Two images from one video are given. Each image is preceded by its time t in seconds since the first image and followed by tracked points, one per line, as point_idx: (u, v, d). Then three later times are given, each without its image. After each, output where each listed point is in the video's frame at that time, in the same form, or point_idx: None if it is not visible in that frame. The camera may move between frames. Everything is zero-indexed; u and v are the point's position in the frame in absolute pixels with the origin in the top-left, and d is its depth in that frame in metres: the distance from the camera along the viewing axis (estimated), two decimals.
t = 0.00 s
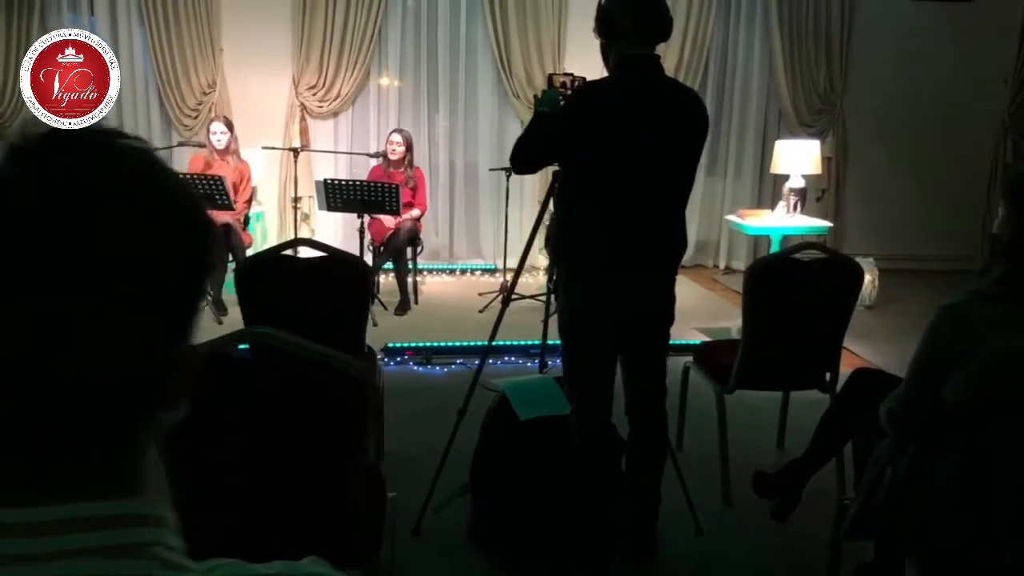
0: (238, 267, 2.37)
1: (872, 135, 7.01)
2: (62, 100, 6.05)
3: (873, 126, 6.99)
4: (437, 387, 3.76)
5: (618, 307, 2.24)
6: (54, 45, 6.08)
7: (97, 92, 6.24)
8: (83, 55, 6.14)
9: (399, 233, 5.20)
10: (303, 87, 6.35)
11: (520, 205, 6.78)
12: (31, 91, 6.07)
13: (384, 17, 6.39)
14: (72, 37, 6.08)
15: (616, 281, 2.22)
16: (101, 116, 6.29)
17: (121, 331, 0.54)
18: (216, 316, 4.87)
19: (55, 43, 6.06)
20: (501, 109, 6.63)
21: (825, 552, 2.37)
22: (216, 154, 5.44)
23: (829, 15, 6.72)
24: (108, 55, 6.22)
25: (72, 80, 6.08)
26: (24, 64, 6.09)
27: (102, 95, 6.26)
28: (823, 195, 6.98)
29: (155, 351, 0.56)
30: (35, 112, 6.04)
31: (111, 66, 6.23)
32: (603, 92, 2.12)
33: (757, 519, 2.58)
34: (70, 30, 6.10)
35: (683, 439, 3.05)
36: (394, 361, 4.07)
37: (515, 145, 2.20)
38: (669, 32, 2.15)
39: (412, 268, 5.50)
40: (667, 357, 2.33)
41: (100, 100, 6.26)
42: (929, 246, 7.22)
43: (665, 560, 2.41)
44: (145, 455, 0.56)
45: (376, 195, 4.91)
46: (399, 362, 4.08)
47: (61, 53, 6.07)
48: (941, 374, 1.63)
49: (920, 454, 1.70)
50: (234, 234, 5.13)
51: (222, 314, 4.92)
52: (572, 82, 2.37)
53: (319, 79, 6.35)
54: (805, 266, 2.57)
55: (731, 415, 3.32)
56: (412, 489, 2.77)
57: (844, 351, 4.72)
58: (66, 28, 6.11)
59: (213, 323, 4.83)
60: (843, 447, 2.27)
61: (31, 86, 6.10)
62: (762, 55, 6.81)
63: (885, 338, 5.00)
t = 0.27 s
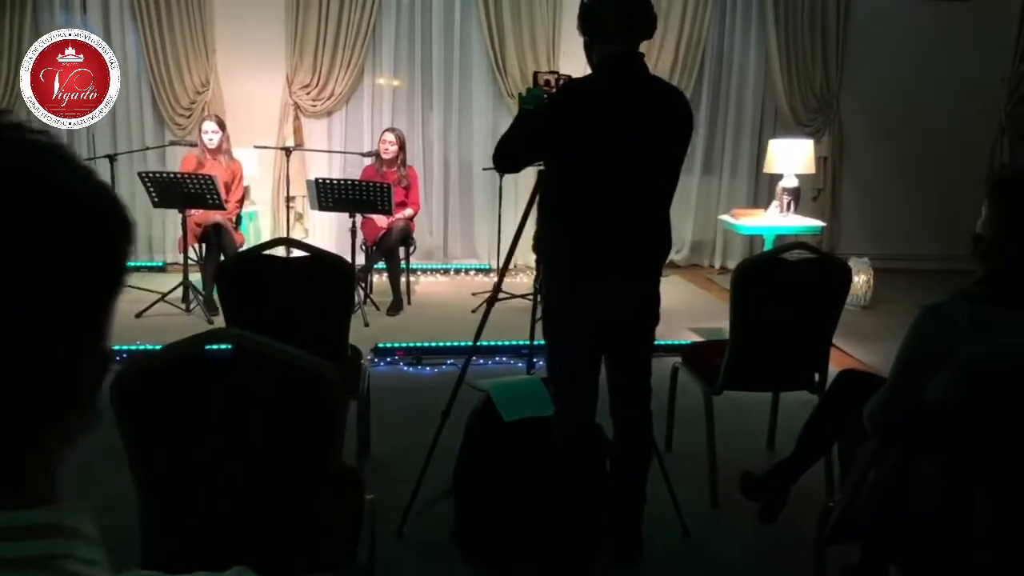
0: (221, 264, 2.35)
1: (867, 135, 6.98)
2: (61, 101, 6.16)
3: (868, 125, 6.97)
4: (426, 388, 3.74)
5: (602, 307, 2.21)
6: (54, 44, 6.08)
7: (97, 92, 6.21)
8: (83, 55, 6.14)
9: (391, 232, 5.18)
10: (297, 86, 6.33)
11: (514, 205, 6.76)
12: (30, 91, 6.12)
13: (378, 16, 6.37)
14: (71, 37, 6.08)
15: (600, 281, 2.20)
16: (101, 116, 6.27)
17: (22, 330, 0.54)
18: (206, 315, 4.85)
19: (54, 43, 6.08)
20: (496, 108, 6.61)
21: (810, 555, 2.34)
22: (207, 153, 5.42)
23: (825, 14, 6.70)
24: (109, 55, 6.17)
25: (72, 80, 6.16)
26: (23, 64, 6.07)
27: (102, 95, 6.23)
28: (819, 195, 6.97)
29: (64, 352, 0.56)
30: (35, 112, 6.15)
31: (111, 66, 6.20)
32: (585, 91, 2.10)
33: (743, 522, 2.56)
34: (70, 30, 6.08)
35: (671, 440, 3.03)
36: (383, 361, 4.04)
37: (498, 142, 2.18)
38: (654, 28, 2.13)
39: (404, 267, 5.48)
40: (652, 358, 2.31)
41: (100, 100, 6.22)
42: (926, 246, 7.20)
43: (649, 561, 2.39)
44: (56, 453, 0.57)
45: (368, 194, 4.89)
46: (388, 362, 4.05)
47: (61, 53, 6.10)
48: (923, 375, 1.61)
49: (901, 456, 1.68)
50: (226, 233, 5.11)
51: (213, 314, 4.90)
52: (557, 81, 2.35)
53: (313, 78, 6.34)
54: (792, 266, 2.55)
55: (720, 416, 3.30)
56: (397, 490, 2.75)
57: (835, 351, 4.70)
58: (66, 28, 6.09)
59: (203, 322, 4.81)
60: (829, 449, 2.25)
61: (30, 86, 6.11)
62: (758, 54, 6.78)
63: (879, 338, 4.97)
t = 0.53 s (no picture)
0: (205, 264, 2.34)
1: (864, 135, 6.96)
2: (62, 101, 6.13)
3: (865, 126, 6.95)
4: (418, 389, 3.73)
5: (589, 308, 2.19)
6: (54, 45, 6.07)
7: (97, 92, 6.19)
8: (83, 55, 6.13)
9: (385, 232, 5.16)
10: (292, 86, 6.31)
11: (511, 205, 6.75)
12: (30, 91, 6.10)
13: (374, 16, 6.35)
14: (71, 37, 6.08)
15: (587, 282, 2.18)
16: (100, 116, 6.24)
17: None
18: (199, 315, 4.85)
19: (54, 43, 6.07)
20: (492, 108, 6.59)
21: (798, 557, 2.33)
22: (201, 153, 5.40)
23: (822, 14, 6.67)
24: (109, 56, 6.17)
25: (72, 80, 6.14)
26: (23, 64, 6.07)
27: (102, 96, 6.21)
28: (816, 195, 6.96)
29: None
30: (36, 113, 6.15)
31: (111, 66, 6.19)
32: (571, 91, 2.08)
33: (732, 524, 2.55)
34: (70, 30, 6.09)
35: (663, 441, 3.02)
36: (376, 362, 4.03)
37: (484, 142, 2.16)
38: (640, 28, 2.11)
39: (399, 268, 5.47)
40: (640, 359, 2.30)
41: (100, 100, 6.21)
42: (924, 246, 7.18)
43: (638, 563, 2.38)
44: None
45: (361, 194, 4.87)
46: (381, 363, 4.04)
47: (61, 53, 6.09)
48: (907, 376, 1.59)
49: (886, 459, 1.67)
50: (218, 233, 5.10)
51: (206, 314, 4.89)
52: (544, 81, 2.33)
53: (308, 78, 6.32)
54: (782, 267, 2.53)
55: (712, 417, 3.29)
56: (386, 492, 2.73)
57: (829, 351, 4.69)
58: (66, 28, 6.09)
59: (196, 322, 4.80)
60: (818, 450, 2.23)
61: (31, 86, 6.10)
62: (755, 55, 6.76)
63: (874, 338, 4.95)
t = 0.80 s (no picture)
0: (198, 265, 2.34)
1: (863, 134, 6.96)
2: (62, 101, 6.19)
3: (863, 125, 6.95)
4: (413, 388, 3.73)
5: (580, 308, 2.20)
6: (55, 45, 6.12)
7: (97, 92, 6.22)
8: (83, 55, 6.18)
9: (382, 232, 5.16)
10: (290, 85, 6.31)
11: (509, 204, 6.75)
12: (30, 91, 6.15)
13: (372, 15, 6.35)
14: (71, 37, 6.13)
15: (578, 282, 2.18)
16: (101, 116, 6.27)
17: None
18: (195, 315, 4.85)
19: (55, 43, 6.14)
20: (490, 108, 6.59)
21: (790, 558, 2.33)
22: (198, 152, 5.41)
23: (820, 13, 6.67)
24: (109, 55, 6.20)
25: (72, 80, 6.18)
26: (24, 64, 6.10)
27: (102, 95, 6.24)
28: (813, 195, 6.95)
29: None
30: (36, 113, 6.20)
31: (111, 66, 6.22)
32: (561, 91, 2.08)
33: (725, 525, 2.54)
34: (70, 30, 6.14)
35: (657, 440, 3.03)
36: (371, 361, 4.04)
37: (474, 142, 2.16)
38: (631, 29, 2.11)
39: (396, 267, 5.46)
40: (631, 360, 2.30)
41: (100, 100, 6.23)
42: (922, 245, 7.17)
43: (628, 564, 2.38)
44: None
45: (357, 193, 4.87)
46: (377, 362, 4.04)
47: (61, 53, 6.15)
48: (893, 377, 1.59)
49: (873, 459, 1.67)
50: (215, 232, 5.10)
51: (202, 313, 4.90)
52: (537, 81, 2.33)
53: (306, 77, 6.32)
54: (776, 267, 2.53)
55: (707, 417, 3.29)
56: (379, 492, 2.74)
57: (824, 351, 4.68)
58: (66, 28, 6.14)
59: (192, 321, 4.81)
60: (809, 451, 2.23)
61: (31, 85, 6.14)
62: (752, 54, 6.76)
63: (871, 338, 4.94)
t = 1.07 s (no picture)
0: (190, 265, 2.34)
1: (860, 134, 6.97)
2: (62, 101, 6.19)
3: (860, 124, 6.95)
4: (407, 388, 3.73)
5: (570, 308, 2.20)
6: (54, 45, 6.14)
7: (97, 92, 6.23)
8: (83, 55, 6.19)
9: (378, 231, 5.17)
10: (286, 85, 6.32)
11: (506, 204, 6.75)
12: (30, 91, 6.17)
13: (369, 15, 6.36)
14: (71, 37, 6.14)
15: (567, 282, 2.18)
16: (101, 116, 6.28)
17: None
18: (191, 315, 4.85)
19: (55, 43, 6.15)
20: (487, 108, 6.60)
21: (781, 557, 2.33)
22: (194, 151, 5.41)
23: (816, 12, 6.67)
24: (109, 55, 6.21)
25: (72, 80, 6.19)
26: (23, 64, 6.12)
27: (102, 95, 6.25)
28: (810, 195, 6.95)
29: None
30: (35, 112, 6.21)
31: (111, 66, 6.22)
32: (550, 91, 2.08)
33: (717, 524, 2.54)
34: (70, 30, 6.14)
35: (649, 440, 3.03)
36: (366, 361, 4.04)
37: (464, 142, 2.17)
38: (620, 29, 2.11)
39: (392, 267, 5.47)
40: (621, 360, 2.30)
41: (100, 100, 6.24)
42: (919, 245, 7.17)
43: (618, 563, 2.38)
44: None
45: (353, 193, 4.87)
46: (371, 362, 4.04)
47: (61, 53, 6.16)
48: (877, 375, 1.59)
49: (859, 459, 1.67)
50: (211, 232, 5.10)
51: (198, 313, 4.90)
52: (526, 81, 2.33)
53: (303, 77, 6.32)
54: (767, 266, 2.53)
55: (698, 417, 3.29)
56: (370, 492, 2.74)
57: (818, 350, 4.69)
58: (67, 28, 6.15)
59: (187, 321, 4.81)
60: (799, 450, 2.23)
61: (31, 85, 6.16)
62: (749, 54, 6.76)
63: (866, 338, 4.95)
